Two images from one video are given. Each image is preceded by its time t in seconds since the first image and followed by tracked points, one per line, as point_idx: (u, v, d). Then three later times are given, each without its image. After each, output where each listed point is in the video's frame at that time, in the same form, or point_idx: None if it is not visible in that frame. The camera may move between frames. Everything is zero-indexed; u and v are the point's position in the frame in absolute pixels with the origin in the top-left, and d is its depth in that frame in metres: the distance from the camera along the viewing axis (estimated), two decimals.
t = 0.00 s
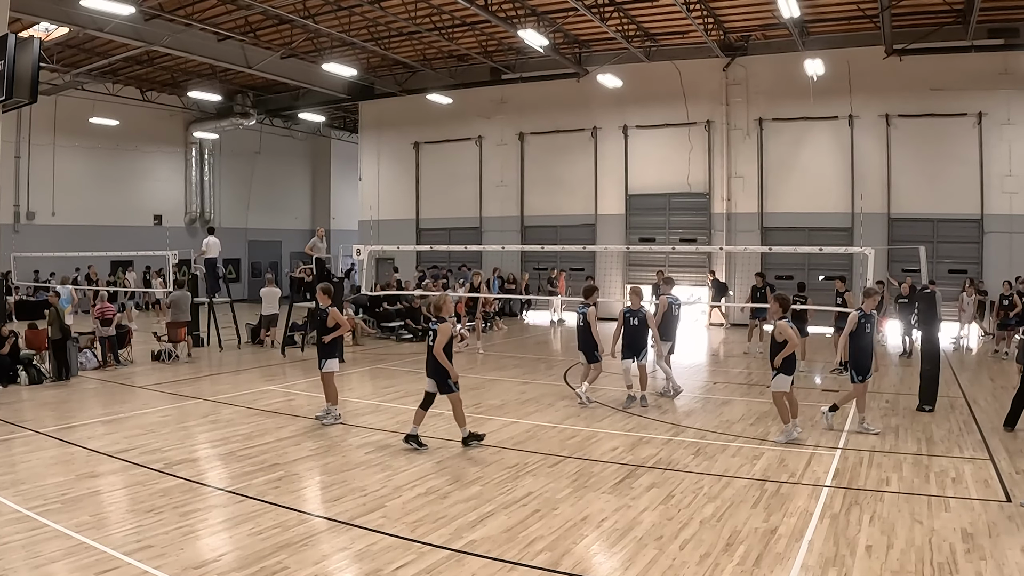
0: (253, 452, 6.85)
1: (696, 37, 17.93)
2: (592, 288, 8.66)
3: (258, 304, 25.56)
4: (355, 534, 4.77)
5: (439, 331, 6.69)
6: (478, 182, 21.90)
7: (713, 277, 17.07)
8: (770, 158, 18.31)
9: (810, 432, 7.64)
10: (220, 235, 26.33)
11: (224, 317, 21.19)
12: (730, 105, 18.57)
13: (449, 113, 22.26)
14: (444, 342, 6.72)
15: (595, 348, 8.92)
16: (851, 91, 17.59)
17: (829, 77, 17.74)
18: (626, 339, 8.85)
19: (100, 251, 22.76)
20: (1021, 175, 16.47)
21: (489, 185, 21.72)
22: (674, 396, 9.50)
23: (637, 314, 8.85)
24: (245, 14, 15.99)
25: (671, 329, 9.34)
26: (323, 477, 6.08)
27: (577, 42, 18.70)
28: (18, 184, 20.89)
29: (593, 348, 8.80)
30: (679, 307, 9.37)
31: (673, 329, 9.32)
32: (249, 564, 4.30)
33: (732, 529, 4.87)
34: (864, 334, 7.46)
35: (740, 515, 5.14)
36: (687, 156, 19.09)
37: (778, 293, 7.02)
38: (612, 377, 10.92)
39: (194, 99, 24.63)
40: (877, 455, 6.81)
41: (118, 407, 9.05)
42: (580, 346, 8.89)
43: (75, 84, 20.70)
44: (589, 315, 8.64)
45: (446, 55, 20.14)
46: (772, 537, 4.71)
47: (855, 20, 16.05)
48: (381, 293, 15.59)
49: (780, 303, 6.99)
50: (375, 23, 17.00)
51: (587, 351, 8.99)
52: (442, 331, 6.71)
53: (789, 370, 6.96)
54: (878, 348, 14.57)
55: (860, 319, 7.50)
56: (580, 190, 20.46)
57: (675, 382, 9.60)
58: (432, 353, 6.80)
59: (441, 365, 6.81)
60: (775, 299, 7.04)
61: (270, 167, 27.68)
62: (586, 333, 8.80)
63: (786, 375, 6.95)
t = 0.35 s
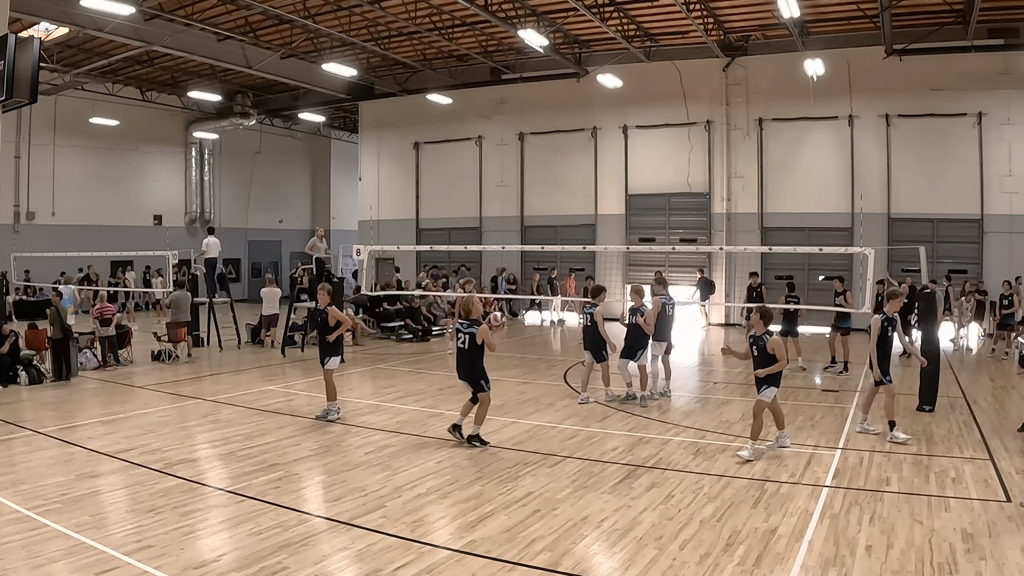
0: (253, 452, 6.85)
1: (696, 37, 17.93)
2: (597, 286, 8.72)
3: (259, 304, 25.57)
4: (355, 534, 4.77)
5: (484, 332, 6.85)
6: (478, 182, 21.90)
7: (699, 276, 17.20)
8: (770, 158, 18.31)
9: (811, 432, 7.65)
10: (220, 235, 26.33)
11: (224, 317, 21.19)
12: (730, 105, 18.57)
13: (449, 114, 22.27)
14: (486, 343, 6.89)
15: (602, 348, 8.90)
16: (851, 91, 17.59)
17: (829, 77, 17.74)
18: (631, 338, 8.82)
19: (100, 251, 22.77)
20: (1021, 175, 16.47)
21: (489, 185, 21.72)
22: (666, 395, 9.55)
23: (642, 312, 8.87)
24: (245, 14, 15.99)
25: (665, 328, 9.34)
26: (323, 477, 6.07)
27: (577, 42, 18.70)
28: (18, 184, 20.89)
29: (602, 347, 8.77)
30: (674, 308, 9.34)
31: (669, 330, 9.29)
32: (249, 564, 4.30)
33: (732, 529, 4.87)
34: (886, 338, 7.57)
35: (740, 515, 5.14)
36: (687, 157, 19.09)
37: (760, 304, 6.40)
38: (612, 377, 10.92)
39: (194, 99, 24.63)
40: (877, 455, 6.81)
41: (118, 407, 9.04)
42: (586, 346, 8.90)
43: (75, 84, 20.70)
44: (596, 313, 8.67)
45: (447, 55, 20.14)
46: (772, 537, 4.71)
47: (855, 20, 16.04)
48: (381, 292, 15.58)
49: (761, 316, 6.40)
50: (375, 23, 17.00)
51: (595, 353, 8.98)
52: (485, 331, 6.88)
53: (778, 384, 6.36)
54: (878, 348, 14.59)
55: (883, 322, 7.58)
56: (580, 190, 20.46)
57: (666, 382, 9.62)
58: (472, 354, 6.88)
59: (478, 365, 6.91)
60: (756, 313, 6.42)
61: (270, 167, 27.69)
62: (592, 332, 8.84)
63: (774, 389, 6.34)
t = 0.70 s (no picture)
0: (253, 452, 6.86)
1: (696, 37, 17.94)
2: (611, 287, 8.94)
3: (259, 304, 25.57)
4: (356, 534, 4.77)
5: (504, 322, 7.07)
6: (478, 182, 21.90)
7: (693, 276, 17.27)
8: (770, 158, 18.31)
9: (811, 433, 7.64)
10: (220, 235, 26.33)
11: (224, 317, 21.19)
12: (730, 105, 18.57)
13: (449, 114, 22.27)
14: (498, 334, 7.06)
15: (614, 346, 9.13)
16: (851, 91, 17.59)
17: (829, 77, 17.74)
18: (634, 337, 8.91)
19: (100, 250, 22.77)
20: (1021, 175, 16.47)
21: (490, 186, 21.71)
22: (665, 395, 9.56)
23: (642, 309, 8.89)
24: (245, 14, 16.00)
25: (660, 329, 9.26)
26: (324, 477, 6.07)
27: (577, 42, 18.71)
28: (18, 184, 20.89)
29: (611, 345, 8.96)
30: (668, 308, 9.24)
31: (663, 331, 9.22)
32: (249, 564, 4.30)
33: (732, 529, 4.87)
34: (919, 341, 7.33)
35: (740, 515, 5.14)
36: (687, 157, 19.09)
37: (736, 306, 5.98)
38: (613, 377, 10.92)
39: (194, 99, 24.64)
40: (877, 455, 6.81)
41: (118, 407, 9.03)
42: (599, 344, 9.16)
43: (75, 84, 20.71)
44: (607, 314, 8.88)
45: (446, 55, 20.16)
46: (772, 537, 4.71)
47: (854, 21, 16.05)
48: (381, 292, 15.58)
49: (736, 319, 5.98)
50: (375, 23, 17.00)
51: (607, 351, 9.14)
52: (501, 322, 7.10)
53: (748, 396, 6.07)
54: (878, 348, 14.59)
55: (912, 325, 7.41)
56: (580, 191, 20.46)
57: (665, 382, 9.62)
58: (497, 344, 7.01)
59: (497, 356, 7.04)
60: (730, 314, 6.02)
61: (270, 167, 27.70)
62: (604, 332, 9.08)
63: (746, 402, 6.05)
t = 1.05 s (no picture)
0: (253, 452, 6.85)
1: (697, 37, 17.93)
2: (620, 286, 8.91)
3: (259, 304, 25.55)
4: (356, 533, 4.77)
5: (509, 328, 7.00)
6: (478, 182, 21.90)
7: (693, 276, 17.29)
8: (769, 158, 18.31)
9: (811, 433, 7.64)
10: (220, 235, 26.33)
11: (224, 317, 21.19)
12: (730, 105, 18.57)
13: (449, 113, 22.27)
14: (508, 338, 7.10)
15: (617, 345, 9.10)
16: (851, 91, 17.59)
17: (829, 77, 17.75)
18: (635, 336, 8.88)
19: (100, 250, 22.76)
20: (1021, 175, 16.46)
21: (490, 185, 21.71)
22: (666, 395, 9.56)
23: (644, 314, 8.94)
24: (245, 14, 16.00)
25: (658, 329, 9.31)
26: (324, 477, 6.07)
27: (577, 41, 18.70)
28: (19, 184, 20.89)
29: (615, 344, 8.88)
30: (665, 309, 9.28)
31: (661, 332, 9.25)
32: (249, 564, 4.30)
33: (732, 529, 4.86)
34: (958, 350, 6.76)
35: (741, 515, 5.13)
36: (687, 157, 19.08)
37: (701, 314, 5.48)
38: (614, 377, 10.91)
39: (194, 99, 24.64)
40: (878, 455, 6.81)
41: (118, 407, 9.02)
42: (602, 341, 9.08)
43: (75, 84, 20.71)
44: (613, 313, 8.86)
45: (446, 55, 20.17)
46: (772, 537, 4.70)
47: (855, 20, 16.05)
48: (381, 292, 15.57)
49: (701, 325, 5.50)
50: (375, 23, 17.00)
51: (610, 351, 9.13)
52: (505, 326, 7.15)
53: (715, 411, 5.63)
54: (878, 348, 14.58)
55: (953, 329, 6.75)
56: (580, 191, 20.45)
57: (665, 382, 9.63)
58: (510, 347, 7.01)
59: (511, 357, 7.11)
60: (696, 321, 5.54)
61: (270, 167, 27.69)
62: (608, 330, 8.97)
63: (710, 418, 5.58)
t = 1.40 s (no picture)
0: (253, 452, 6.84)
1: (697, 37, 17.92)
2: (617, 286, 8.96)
3: (259, 304, 25.53)
4: (356, 533, 4.77)
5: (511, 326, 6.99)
6: (478, 182, 21.89)
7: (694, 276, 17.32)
8: (769, 157, 18.30)
9: (811, 433, 7.63)
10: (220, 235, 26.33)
11: (224, 317, 21.19)
12: (730, 104, 18.57)
13: (449, 113, 22.26)
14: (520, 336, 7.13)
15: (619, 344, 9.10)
16: (851, 90, 17.58)
17: (830, 77, 17.74)
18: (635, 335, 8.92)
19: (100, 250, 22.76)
20: (1021, 175, 16.46)
21: (490, 185, 21.71)
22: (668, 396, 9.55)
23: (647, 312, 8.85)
24: (245, 15, 16.00)
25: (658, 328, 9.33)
26: (324, 477, 6.06)
27: (577, 41, 18.71)
28: (19, 184, 20.88)
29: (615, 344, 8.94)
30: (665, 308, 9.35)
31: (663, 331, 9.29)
32: (249, 563, 4.30)
33: (732, 529, 4.86)
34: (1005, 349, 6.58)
35: (740, 514, 5.14)
36: (687, 156, 19.07)
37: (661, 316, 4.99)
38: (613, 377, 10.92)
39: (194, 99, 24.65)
40: (878, 454, 6.80)
41: (118, 407, 9.02)
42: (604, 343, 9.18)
43: (75, 83, 20.72)
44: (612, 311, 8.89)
45: (446, 55, 20.18)
46: (772, 537, 4.70)
47: (855, 20, 16.06)
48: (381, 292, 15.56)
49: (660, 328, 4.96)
50: (375, 22, 17.02)
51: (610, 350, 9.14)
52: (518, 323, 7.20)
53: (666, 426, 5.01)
54: (878, 347, 14.58)
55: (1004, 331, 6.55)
56: (580, 190, 20.45)
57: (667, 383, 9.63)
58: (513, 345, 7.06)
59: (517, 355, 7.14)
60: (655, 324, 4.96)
61: (270, 167, 27.70)
62: (609, 331, 9.09)
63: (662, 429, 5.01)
